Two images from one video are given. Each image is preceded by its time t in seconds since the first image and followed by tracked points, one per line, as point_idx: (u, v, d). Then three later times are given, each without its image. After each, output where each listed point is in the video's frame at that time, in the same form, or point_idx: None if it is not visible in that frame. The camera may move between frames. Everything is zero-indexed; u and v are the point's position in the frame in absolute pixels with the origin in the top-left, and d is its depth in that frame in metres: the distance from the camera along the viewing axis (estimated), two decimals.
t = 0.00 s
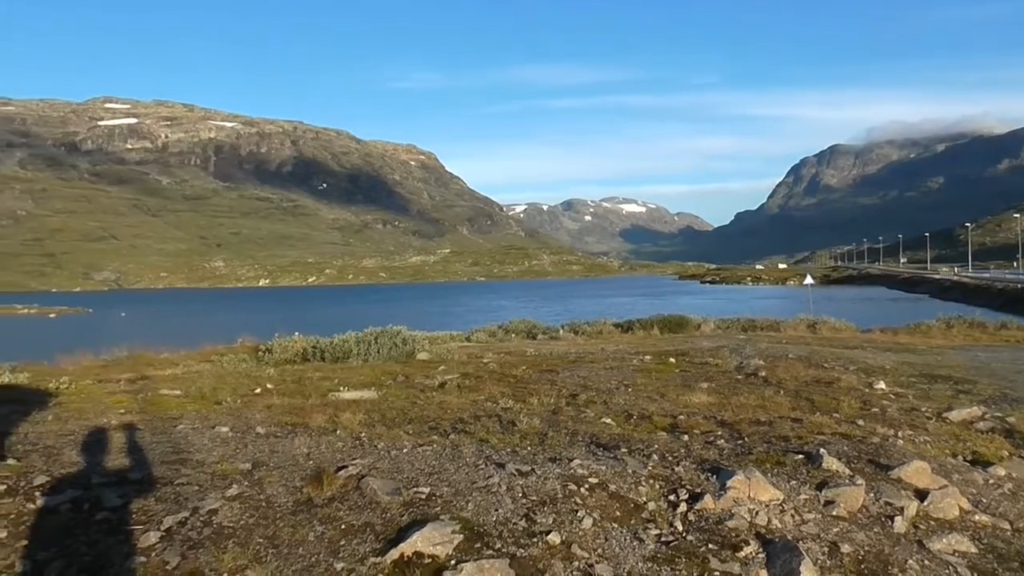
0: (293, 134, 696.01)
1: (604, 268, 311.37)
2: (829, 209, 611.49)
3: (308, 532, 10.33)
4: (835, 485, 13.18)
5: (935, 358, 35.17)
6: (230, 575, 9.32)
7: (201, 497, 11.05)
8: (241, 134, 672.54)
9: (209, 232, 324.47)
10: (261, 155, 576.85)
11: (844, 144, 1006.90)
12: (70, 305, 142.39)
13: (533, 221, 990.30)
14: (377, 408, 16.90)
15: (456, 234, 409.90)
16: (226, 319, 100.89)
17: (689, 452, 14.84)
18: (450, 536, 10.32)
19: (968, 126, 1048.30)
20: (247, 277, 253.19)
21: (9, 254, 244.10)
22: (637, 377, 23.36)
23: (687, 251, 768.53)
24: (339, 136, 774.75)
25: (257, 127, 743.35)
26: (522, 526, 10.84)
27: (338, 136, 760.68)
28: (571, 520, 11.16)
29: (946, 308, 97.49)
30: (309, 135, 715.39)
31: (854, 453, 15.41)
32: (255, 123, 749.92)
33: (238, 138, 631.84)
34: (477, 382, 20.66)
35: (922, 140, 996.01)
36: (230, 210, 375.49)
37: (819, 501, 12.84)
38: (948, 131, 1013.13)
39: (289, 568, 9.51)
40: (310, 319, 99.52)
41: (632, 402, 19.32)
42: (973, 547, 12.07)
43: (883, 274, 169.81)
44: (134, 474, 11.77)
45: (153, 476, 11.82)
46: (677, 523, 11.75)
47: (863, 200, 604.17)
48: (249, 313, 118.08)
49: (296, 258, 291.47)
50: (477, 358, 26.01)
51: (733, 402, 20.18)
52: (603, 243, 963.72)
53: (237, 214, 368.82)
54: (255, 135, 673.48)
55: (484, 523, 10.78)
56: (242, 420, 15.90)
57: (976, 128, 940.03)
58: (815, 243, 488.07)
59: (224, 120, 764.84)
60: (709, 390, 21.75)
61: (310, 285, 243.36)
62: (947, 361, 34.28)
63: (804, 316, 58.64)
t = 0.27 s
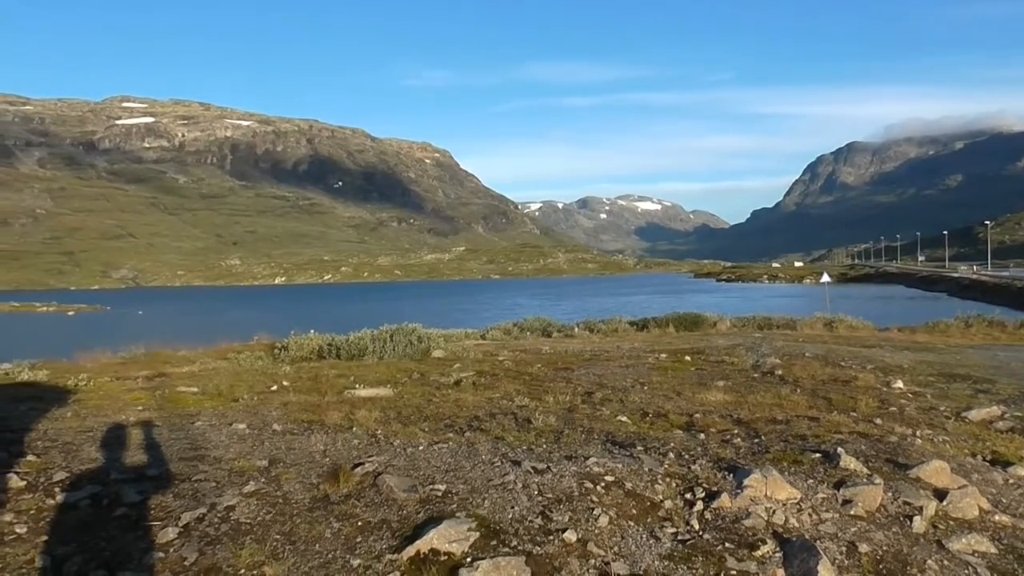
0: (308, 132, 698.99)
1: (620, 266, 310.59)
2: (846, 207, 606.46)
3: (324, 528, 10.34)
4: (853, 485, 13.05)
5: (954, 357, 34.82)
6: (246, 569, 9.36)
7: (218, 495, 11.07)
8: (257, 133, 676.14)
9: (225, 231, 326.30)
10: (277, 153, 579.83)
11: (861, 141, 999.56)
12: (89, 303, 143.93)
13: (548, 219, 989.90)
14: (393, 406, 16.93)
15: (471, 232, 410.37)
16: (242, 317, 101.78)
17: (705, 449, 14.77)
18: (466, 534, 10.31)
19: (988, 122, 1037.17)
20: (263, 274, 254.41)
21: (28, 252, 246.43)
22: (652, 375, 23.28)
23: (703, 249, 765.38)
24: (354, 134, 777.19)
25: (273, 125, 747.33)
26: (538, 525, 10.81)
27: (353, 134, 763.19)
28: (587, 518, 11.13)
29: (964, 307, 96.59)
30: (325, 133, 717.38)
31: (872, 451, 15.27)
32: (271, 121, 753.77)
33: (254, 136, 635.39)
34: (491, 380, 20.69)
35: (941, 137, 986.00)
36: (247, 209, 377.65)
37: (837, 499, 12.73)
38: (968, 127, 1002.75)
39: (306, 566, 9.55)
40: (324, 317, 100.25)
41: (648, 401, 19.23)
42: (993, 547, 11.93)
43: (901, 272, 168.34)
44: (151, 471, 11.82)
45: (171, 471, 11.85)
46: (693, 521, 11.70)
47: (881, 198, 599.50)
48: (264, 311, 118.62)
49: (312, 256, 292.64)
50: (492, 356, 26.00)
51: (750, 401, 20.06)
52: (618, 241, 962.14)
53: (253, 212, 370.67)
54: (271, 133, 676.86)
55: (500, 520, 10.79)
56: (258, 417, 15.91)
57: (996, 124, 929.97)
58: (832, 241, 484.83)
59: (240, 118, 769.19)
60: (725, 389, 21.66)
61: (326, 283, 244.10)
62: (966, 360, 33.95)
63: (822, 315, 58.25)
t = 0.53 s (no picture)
0: (322, 130, 702.10)
1: (632, 264, 310.19)
2: (860, 205, 603.43)
3: (338, 526, 10.36)
4: (867, 482, 12.96)
5: (968, 355, 34.58)
6: (259, 566, 9.38)
7: (233, 491, 11.06)
8: (270, 132, 679.63)
9: (238, 229, 328.07)
10: (290, 152, 582.93)
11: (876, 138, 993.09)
12: (104, 301, 144.30)
13: (561, 216, 992.44)
14: (406, 403, 16.93)
15: (484, 230, 410.86)
16: (254, 314, 102.56)
17: (720, 449, 14.67)
18: (480, 531, 10.31)
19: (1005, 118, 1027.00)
20: (276, 272, 255.58)
21: (43, 250, 248.44)
22: (664, 372, 23.23)
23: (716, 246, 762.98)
24: (367, 132, 779.76)
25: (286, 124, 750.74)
26: (550, 522, 10.81)
27: (366, 132, 765.42)
28: (601, 515, 11.10)
29: (978, 305, 95.97)
30: (337, 132, 719.40)
31: (887, 451, 15.15)
32: (284, 120, 757.27)
33: (267, 135, 638.66)
34: (504, 377, 20.72)
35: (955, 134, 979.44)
36: (260, 206, 379.56)
37: (852, 498, 12.64)
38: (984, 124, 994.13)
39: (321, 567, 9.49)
40: (336, 314, 100.71)
41: (661, 397, 19.16)
42: (1009, 547, 11.79)
43: (915, 270, 167.19)
44: (166, 468, 11.81)
45: (185, 468, 11.83)
46: (707, 519, 11.64)
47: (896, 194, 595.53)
48: (275, 309, 118.66)
49: (324, 254, 293.76)
50: (505, 354, 26.03)
51: (764, 398, 19.98)
52: (631, 239, 963.57)
53: (266, 210, 372.26)
54: (284, 132, 680.10)
55: (514, 517, 10.77)
56: (271, 413, 15.82)
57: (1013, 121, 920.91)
58: (847, 238, 482.10)
59: (254, 117, 773.52)
60: (738, 386, 21.58)
61: (338, 280, 245.05)
62: (980, 358, 33.70)
63: (835, 312, 57.89)
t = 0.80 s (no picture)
0: (337, 127, 704.26)
1: (647, 260, 308.97)
2: (876, 201, 598.77)
3: (353, 521, 10.35)
4: (885, 482, 12.81)
5: (987, 353, 34.16)
6: (276, 561, 9.41)
7: (249, 485, 11.05)
8: (286, 129, 682.60)
9: (254, 225, 329.64)
10: (305, 148, 584.91)
11: (894, 135, 983.33)
12: (122, 297, 145.01)
13: (576, 213, 990.81)
14: (421, 398, 16.93)
15: (498, 226, 410.64)
16: (269, 311, 102.92)
17: (736, 446, 14.54)
18: (495, 527, 10.26)
19: None
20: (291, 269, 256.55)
21: (62, 246, 250.56)
22: (680, 370, 23.07)
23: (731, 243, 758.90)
24: (382, 129, 780.91)
25: (302, 121, 753.61)
26: (566, 519, 10.74)
27: (381, 129, 766.95)
28: (615, 513, 11.04)
29: (998, 303, 94.77)
30: (352, 129, 721.50)
31: (906, 449, 14.99)
32: (300, 117, 760.05)
33: (283, 132, 641.31)
34: (519, 373, 20.66)
35: (974, 129, 969.80)
36: (276, 202, 381.31)
37: (870, 497, 12.49)
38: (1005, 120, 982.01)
39: (335, 561, 9.52)
40: (349, 310, 101.00)
41: (677, 395, 19.04)
42: None
43: (934, 267, 165.56)
44: (182, 462, 11.82)
45: (202, 463, 11.84)
46: (723, 516, 11.56)
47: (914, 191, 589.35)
48: (290, 304, 118.94)
49: (339, 250, 294.62)
50: (520, 350, 25.96)
51: (779, 396, 19.81)
52: (646, 236, 960.21)
53: (281, 206, 373.70)
54: (300, 129, 682.78)
55: (529, 513, 10.72)
56: (286, 408, 15.85)
57: None
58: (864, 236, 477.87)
59: (270, 113, 776.67)
60: (755, 383, 21.41)
61: (353, 277, 245.47)
62: (999, 356, 33.29)
63: (852, 309, 57.24)
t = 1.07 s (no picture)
0: (354, 121, 706.47)
1: (663, 257, 307.92)
2: (895, 199, 594.15)
3: (367, 515, 10.33)
4: (905, 482, 12.62)
5: (1009, 354, 33.71)
6: (291, 551, 9.40)
7: (264, 477, 11.04)
8: (304, 122, 685.56)
9: (271, 218, 331.51)
10: (322, 142, 587.20)
11: (914, 132, 973.90)
12: (140, 288, 146.29)
13: (591, 208, 989.02)
14: (437, 392, 16.91)
15: (514, 221, 410.53)
16: (284, 303, 103.84)
17: (751, 443, 14.34)
18: (511, 522, 10.24)
19: None
20: (307, 262, 257.71)
21: (81, 237, 253.10)
22: (696, 366, 22.96)
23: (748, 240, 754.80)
24: (399, 122, 782.46)
25: (319, 114, 756.67)
26: (581, 514, 10.70)
27: (398, 123, 768.48)
28: (631, 508, 10.97)
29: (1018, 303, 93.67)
30: (369, 123, 723.42)
31: (923, 448, 14.83)
32: (317, 110, 763.07)
33: (301, 125, 644.07)
34: (534, 368, 20.60)
35: (996, 128, 958.08)
36: (293, 195, 383.19)
37: (887, 496, 12.36)
38: None
39: (350, 552, 9.56)
40: (363, 304, 101.72)
41: (692, 391, 18.92)
42: None
43: (953, 266, 163.93)
44: (199, 452, 11.87)
45: (218, 453, 11.82)
46: (740, 514, 11.44)
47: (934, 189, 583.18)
48: (305, 297, 119.61)
49: (355, 244, 295.72)
50: (534, 345, 25.91)
51: (796, 394, 19.58)
52: (662, 232, 956.95)
53: (298, 200, 375.80)
54: (317, 122, 685.52)
55: (545, 508, 10.67)
56: (301, 401, 15.86)
57: None
58: (883, 233, 473.75)
59: (288, 107, 780.43)
60: (772, 380, 21.23)
61: (369, 271, 246.48)
62: (1020, 357, 32.88)
63: (869, 308, 56.78)
